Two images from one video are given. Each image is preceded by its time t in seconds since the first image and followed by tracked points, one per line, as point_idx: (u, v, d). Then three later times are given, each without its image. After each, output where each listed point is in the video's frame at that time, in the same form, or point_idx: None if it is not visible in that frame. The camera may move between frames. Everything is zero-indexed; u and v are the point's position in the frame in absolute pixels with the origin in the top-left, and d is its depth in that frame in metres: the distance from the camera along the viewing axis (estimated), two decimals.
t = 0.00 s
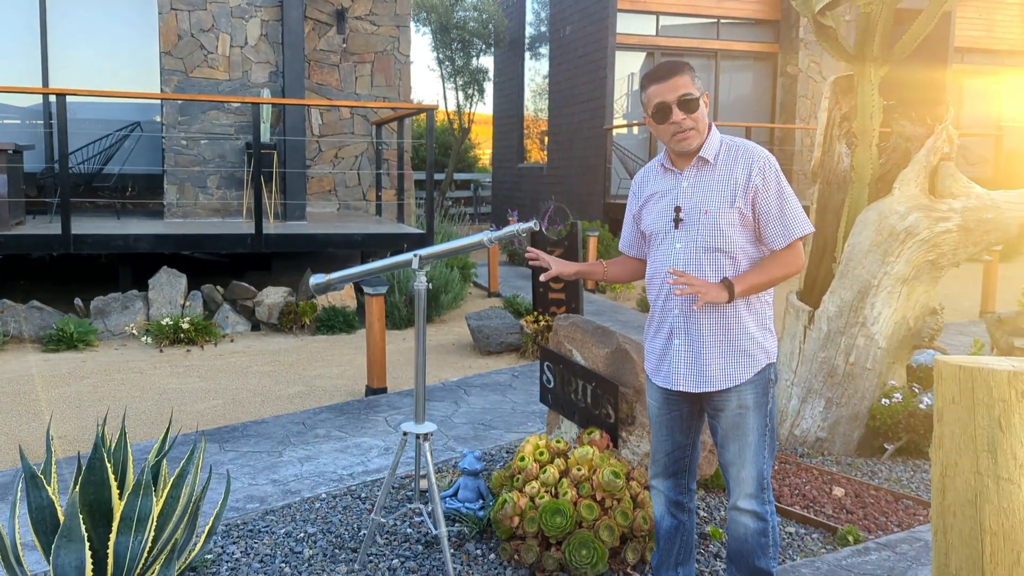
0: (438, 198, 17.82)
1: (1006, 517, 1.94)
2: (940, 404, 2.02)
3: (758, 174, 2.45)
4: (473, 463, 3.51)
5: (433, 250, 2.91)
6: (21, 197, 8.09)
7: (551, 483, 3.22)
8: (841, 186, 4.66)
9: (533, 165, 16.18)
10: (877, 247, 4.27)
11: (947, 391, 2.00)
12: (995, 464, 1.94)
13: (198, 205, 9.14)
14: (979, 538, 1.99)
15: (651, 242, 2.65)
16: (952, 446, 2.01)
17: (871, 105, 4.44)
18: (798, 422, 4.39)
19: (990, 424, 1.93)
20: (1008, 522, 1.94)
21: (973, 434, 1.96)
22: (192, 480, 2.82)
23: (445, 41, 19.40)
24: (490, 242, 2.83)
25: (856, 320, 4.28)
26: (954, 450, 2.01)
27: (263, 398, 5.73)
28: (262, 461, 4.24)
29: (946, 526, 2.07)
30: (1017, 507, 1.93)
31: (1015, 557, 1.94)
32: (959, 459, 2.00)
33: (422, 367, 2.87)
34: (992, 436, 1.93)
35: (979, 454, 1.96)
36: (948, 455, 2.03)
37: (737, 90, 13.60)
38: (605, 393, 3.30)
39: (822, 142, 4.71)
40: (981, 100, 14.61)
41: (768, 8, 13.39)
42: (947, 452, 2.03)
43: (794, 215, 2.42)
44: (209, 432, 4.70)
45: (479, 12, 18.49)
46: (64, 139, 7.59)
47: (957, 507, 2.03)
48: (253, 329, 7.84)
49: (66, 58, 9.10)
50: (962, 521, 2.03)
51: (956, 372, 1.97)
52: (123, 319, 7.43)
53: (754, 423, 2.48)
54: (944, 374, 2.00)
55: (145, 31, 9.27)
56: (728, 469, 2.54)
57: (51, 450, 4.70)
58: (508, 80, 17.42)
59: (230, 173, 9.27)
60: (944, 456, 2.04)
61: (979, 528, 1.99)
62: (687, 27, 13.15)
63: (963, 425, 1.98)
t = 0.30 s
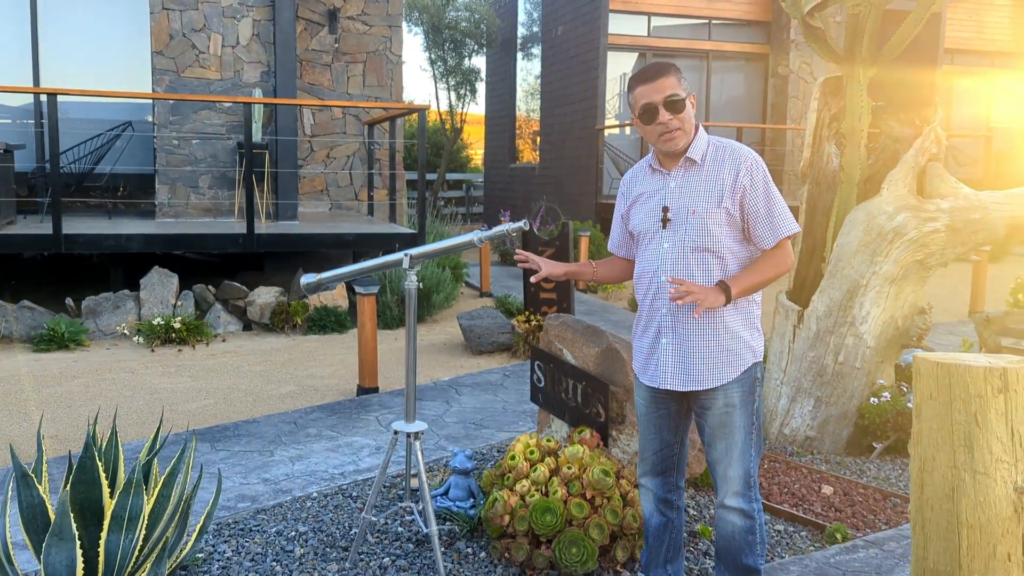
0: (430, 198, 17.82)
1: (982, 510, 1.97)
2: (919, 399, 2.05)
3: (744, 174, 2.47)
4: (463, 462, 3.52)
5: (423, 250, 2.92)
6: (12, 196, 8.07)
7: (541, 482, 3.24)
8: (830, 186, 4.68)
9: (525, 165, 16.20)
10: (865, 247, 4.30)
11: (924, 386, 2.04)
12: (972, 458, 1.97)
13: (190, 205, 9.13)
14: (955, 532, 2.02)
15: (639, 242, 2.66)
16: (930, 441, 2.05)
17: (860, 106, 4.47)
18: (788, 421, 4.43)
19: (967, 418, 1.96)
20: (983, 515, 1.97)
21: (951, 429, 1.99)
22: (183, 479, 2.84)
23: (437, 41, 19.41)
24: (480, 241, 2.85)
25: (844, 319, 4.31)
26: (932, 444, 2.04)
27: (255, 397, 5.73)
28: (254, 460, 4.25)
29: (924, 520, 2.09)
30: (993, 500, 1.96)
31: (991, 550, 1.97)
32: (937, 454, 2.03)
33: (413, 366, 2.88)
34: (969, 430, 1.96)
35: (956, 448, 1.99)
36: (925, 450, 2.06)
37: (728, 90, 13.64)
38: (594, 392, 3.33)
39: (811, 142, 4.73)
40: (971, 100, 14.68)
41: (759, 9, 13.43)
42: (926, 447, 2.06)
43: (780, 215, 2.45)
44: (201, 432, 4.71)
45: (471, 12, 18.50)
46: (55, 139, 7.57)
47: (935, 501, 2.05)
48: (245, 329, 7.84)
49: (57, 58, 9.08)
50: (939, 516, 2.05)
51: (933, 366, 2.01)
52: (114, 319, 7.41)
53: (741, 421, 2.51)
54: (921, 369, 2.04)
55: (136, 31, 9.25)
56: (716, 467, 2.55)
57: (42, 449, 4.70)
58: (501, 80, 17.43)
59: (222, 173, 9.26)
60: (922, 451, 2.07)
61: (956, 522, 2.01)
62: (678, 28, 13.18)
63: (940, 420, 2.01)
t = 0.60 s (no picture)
0: (424, 198, 17.83)
1: (970, 507, 1.99)
2: (907, 396, 2.06)
3: (740, 175, 2.48)
4: (457, 461, 3.53)
5: (417, 250, 2.92)
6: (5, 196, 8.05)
7: (535, 481, 3.25)
8: (822, 187, 4.70)
9: (519, 165, 16.21)
10: (857, 248, 4.32)
11: (912, 382, 2.05)
12: (960, 455, 1.98)
13: (183, 205, 9.11)
14: (943, 529, 2.03)
15: (634, 242, 2.67)
16: (918, 439, 2.05)
17: (852, 106, 4.49)
18: (780, 421, 4.45)
19: (954, 415, 1.98)
20: (971, 512, 1.99)
21: (939, 426, 2.01)
22: (177, 479, 2.84)
23: (431, 41, 19.42)
24: (474, 241, 2.85)
25: (837, 320, 4.33)
26: (920, 443, 2.05)
27: (249, 397, 5.73)
28: (247, 460, 4.25)
29: (913, 517, 2.09)
30: (981, 496, 1.98)
31: (979, 545, 2.00)
32: (926, 451, 2.04)
33: (407, 365, 2.89)
34: (958, 428, 1.98)
35: (945, 446, 2.00)
36: (914, 448, 2.07)
37: (721, 91, 13.67)
38: (588, 392, 3.33)
39: (804, 143, 4.75)
40: (963, 102, 14.74)
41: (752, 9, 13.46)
42: (914, 444, 2.07)
43: (774, 216, 2.47)
44: (195, 432, 4.70)
45: (464, 13, 18.51)
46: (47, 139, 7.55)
47: (923, 499, 2.06)
48: (238, 329, 7.83)
49: (49, 57, 9.05)
50: (927, 513, 2.06)
51: (922, 363, 2.02)
52: (107, 319, 7.41)
53: (734, 420, 2.52)
54: (910, 366, 2.05)
55: (129, 31, 9.23)
56: (709, 466, 2.56)
57: (35, 449, 4.69)
58: (494, 80, 17.43)
59: (215, 172, 9.25)
60: (910, 449, 2.07)
61: (944, 519, 2.02)
62: (672, 29, 13.21)
63: (929, 417, 2.02)
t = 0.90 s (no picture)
0: (419, 198, 17.82)
1: (965, 505, 2.00)
2: (902, 395, 2.07)
3: (734, 177, 2.48)
4: (453, 462, 3.53)
5: (413, 250, 2.93)
6: None
7: (531, 481, 3.25)
8: (816, 187, 4.72)
9: (514, 165, 16.21)
10: (852, 248, 4.32)
11: (907, 382, 2.06)
12: (955, 454, 1.99)
13: (178, 205, 9.10)
14: (938, 527, 2.04)
15: (629, 242, 2.68)
16: (913, 438, 2.06)
17: (846, 107, 4.50)
18: (775, 420, 4.45)
19: (949, 414, 1.99)
20: (966, 510, 2.00)
21: (934, 425, 2.02)
22: (172, 479, 2.84)
23: (426, 41, 19.41)
24: (470, 241, 2.85)
25: (831, 320, 4.34)
26: (915, 441, 2.06)
27: (244, 397, 5.72)
28: (242, 460, 4.24)
29: (907, 516, 2.10)
30: (975, 495, 1.99)
31: (974, 543, 2.01)
32: (921, 450, 2.05)
33: (402, 366, 2.89)
34: (952, 427, 1.99)
35: (939, 445, 2.01)
36: (908, 446, 2.08)
37: (716, 91, 13.69)
38: (583, 392, 3.36)
39: (798, 143, 4.75)
40: (956, 102, 14.78)
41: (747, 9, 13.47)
42: (910, 443, 2.07)
43: (767, 218, 2.47)
44: (189, 432, 4.69)
45: (459, 13, 18.49)
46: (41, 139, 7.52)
47: (918, 498, 2.07)
48: (233, 329, 7.82)
49: (42, 57, 9.02)
50: (922, 511, 2.06)
51: (917, 362, 2.03)
52: (101, 319, 7.39)
53: (726, 420, 2.52)
54: (905, 365, 2.06)
55: (123, 30, 9.21)
56: (703, 466, 2.57)
57: (28, 450, 4.67)
58: (489, 80, 17.43)
59: (210, 172, 9.23)
60: (905, 447, 2.08)
61: (939, 518, 2.03)
62: (666, 29, 13.22)
63: (924, 416, 2.03)
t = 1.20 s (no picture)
0: (414, 199, 17.82)
1: (957, 507, 2.01)
2: (896, 398, 2.08)
3: (730, 187, 2.46)
4: (449, 464, 3.54)
5: (409, 252, 2.92)
6: None
7: (526, 483, 3.26)
8: (811, 190, 4.73)
9: (509, 166, 16.22)
10: (846, 250, 4.34)
11: (901, 385, 2.07)
12: (948, 456, 2.00)
13: (172, 206, 9.09)
14: (931, 529, 2.05)
15: (632, 244, 2.72)
16: (907, 440, 2.07)
17: (841, 110, 4.52)
18: (770, 422, 4.45)
19: (943, 417, 2.00)
20: (958, 512, 2.01)
21: (927, 427, 2.02)
22: (167, 482, 2.84)
23: (421, 43, 19.41)
24: (466, 244, 2.85)
25: (826, 321, 4.36)
26: (909, 444, 2.07)
27: (239, 399, 5.72)
28: (238, 463, 4.24)
29: (900, 518, 2.11)
30: (968, 497, 2.00)
31: (966, 545, 2.02)
32: (914, 453, 2.06)
33: (398, 369, 2.88)
34: (945, 430, 2.00)
35: (932, 447, 2.02)
36: (902, 449, 2.08)
37: (711, 93, 13.72)
38: (579, 394, 3.33)
39: (793, 146, 4.77)
40: (950, 104, 14.84)
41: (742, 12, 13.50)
42: (903, 445, 2.08)
43: (762, 230, 2.43)
44: (185, 435, 4.68)
45: (454, 14, 18.50)
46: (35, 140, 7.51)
47: (911, 499, 2.08)
48: (228, 331, 7.81)
49: (37, 58, 9.00)
50: (915, 513, 2.07)
51: (911, 366, 2.03)
52: (95, 321, 7.39)
53: (712, 427, 2.52)
54: (899, 368, 2.07)
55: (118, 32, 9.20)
56: (690, 473, 2.57)
57: (22, 452, 4.66)
58: (485, 82, 17.44)
59: (205, 174, 9.22)
60: (898, 450, 2.09)
61: (932, 519, 2.04)
62: (662, 31, 13.25)
63: (918, 419, 2.04)
